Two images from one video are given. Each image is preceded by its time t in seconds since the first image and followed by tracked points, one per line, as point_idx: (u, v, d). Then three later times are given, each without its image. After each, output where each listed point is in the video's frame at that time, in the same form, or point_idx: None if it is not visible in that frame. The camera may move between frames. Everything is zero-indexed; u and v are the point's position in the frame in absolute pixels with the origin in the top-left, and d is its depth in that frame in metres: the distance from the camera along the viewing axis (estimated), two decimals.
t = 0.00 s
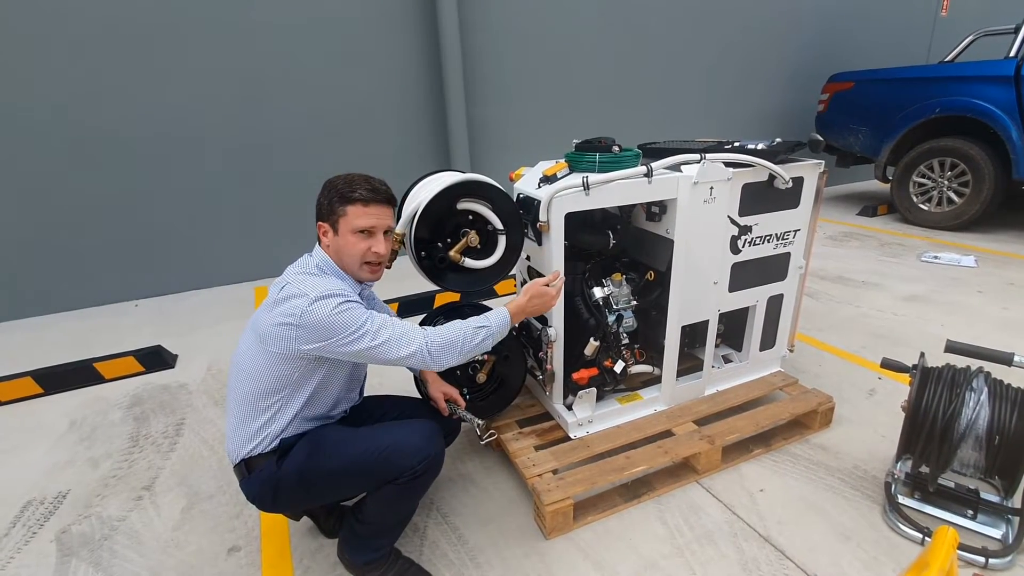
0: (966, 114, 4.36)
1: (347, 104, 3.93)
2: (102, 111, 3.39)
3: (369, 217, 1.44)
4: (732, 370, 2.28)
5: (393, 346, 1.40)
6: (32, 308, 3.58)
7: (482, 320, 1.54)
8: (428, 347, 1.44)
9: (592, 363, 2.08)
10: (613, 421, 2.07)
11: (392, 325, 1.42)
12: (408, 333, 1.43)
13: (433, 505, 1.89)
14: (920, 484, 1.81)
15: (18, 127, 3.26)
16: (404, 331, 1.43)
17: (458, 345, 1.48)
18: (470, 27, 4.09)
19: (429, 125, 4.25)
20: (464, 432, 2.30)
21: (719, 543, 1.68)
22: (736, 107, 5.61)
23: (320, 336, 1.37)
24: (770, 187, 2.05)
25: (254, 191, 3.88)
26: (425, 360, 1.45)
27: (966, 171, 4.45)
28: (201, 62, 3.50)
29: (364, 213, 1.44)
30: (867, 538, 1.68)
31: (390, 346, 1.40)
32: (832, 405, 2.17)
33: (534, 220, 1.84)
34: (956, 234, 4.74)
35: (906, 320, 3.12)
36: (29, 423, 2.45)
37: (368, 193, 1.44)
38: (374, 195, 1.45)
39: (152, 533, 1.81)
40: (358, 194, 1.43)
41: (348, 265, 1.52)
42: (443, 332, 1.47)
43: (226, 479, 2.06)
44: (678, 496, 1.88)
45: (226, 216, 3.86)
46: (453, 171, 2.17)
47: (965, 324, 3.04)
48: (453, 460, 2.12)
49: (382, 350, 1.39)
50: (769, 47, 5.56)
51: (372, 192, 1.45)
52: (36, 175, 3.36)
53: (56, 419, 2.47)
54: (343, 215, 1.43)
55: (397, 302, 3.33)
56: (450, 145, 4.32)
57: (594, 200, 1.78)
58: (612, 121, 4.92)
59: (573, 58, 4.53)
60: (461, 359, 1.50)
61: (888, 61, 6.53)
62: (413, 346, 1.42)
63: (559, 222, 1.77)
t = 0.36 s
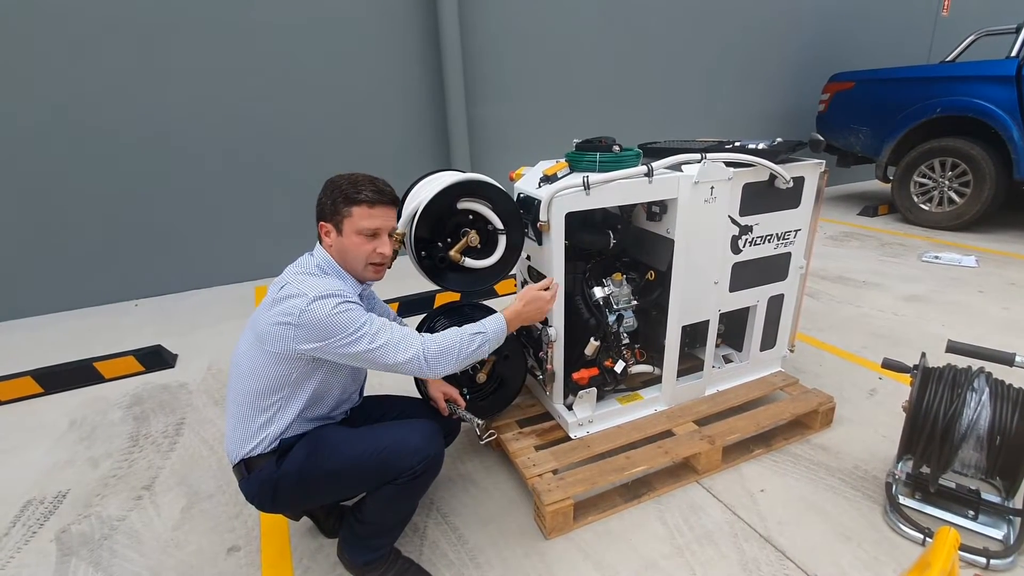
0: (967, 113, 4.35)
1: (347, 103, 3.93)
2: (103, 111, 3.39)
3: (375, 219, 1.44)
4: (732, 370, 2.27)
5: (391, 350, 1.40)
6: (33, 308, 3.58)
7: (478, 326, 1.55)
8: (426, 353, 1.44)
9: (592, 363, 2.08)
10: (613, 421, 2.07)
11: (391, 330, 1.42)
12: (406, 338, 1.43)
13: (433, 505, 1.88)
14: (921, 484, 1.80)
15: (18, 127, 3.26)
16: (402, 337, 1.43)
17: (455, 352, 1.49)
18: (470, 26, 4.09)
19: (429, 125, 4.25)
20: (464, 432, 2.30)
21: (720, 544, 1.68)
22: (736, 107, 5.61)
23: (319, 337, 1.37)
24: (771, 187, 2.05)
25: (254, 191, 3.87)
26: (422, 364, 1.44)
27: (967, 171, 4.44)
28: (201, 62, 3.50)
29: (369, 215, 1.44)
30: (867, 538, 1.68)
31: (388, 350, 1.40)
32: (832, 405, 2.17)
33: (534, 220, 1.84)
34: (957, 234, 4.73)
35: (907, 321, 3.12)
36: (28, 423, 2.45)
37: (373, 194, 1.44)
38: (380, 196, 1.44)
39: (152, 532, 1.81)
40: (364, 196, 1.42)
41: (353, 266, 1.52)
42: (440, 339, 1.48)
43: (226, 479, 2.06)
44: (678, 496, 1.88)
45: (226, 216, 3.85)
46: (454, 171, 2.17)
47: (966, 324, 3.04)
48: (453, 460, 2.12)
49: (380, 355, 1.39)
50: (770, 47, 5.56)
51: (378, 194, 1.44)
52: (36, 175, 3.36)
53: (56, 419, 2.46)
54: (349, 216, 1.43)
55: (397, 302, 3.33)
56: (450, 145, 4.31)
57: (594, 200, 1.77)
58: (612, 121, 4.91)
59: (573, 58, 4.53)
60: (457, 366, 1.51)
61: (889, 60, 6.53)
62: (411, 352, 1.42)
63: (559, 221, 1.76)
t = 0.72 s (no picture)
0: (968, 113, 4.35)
1: (348, 103, 3.93)
2: (103, 111, 3.39)
3: (379, 219, 1.45)
4: (733, 369, 2.27)
5: (336, 393, 1.33)
6: (34, 308, 3.58)
7: (409, 390, 1.49)
8: (369, 406, 1.36)
9: (592, 363, 2.08)
10: (613, 421, 2.07)
11: (346, 370, 1.36)
12: (354, 385, 1.36)
13: (434, 505, 1.88)
14: (922, 484, 1.80)
15: (19, 127, 3.26)
16: (353, 382, 1.36)
17: (391, 415, 1.40)
18: (471, 26, 4.08)
19: (429, 125, 4.25)
20: (465, 431, 2.30)
21: (721, 544, 1.68)
22: (737, 106, 5.60)
23: (291, 352, 1.34)
24: (771, 186, 2.04)
25: (255, 191, 3.88)
26: (357, 421, 1.34)
27: (968, 171, 4.44)
28: (201, 62, 3.50)
29: (374, 216, 1.44)
30: (868, 538, 1.68)
31: (334, 392, 1.33)
32: (833, 405, 2.16)
33: (534, 219, 1.84)
34: (958, 234, 4.73)
35: (908, 320, 3.12)
36: (29, 423, 2.45)
37: (376, 196, 1.44)
38: (382, 197, 1.45)
39: (153, 532, 1.81)
40: (367, 198, 1.42)
41: (356, 267, 1.52)
42: (383, 396, 1.40)
43: (226, 479, 2.05)
44: (679, 496, 1.88)
45: (226, 216, 3.85)
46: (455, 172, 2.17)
47: (966, 324, 3.04)
48: (454, 460, 2.12)
49: (326, 395, 1.32)
50: (770, 47, 5.55)
51: (381, 195, 1.45)
52: (37, 175, 3.37)
53: (57, 418, 2.46)
54: (353, 220, 1.42)
55: (397, 302, 3.32)
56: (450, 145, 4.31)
57: (595, 199, 1.77)
58: (612, 120, 4.91)
59: (574, 57, 4.53)
60: (389, 429, 1.41)
61: (890, 60, 6.52)
62: (352, 403, 1.34)
63: (560, 221, 1.76)
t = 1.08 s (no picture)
0: (968, 113, 4.35)
1: (347, 103, 3.93)
2: (103, 111, 3.39)
3: (396, 227, 1.51)
4: (733, 369, 2.27)
5: (330, 392, 1.35)
6: (35, 308, 3.59)
7: (404, 395, 1.53)
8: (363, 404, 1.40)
9: (593, 362, 2.09)
10: (613, 420, 2.07)
11: (340, 368, 1.38)
12: (348, 383, 1.38)
13: (435, 504, 1.89)
14: (922, 483, 1.80)
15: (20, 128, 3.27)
16: (347, 379, 1.39)
17: (384, 409, 1.45)
18: (471, 25, 4.08)
19: (430, 124, 4.25)
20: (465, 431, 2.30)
21: (721, 543, 1.68)
22: (737, 106, 5.60)
23: (282, 351, 1.34)
24: (771, 186, 2.04)
25: (255, 190, 3.88)
26: (352, 419, 1.39)
27: (968, 170, 4.44)
28: (201, 62, 3.50)
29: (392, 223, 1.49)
30: (869, 537, 1.68)
31: (328, 390, 1.35)
32: (833, 404, 2.16)
33: (535, 219, 1.84)
34: (958, 233, 4.73)
35: (908, 320, 3.12)
36: (30, 422, 2.45)
37: (395, 204, 1.49)
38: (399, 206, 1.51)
39: (154, 531, 1.81)
40: (391, 208, 1.47)
41: (365, 269, 1.55)
42: (376, 395, 1.44)
43: (227, 478, 2.06)
44: (680, 495, 1.88)
45: (226, 215, 3.86)
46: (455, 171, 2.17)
47: (966, 323, 3.04)
48: (455, 459, 2.12)
49: (320, 393, 1.35)
50: (771, 46, 5.55)
51: (398, 204, 1.51)
52: (38, 175, 3.37)
53: (59, 418, 2.47)
54: (376, 228, 1.46)
55: (398, 302, 3.32)
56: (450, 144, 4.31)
57: (596, 199, 1.78)
58: (613, 120, 4.91)
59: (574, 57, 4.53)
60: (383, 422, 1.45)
61: (890, 59, 6.52)
62: (346, 401, 1.37)
63: (561, 220, 1.76)
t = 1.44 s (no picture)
0: (969, 113, 4.35)
1: (348, 103, 3.94)
2: (104, 111, 3.39)
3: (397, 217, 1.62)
4: (734, 369, 2.27)
5: (342, 396, 1.36)
6: (36, 308, 3.59)
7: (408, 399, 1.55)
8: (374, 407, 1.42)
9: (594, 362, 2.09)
10: (614, 420, 2.07)
11: (351, 373, 1.39)
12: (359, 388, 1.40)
13: (436, 504, 1.89)
14: (922, 483, 1.81)
15: (21, 128, 3.27)
16: (358, 384, 1.40)
17: (392, 415, 1.47)
18: (471, 25, 4.09)
19: (430, 124, 4.25)
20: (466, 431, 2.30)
21: (722, 542, 1.68)
22: (737, 106, 5.60)
23: (296, 354, 1.33)
24: (772, 186, 2.05)
25: (256, 191, 3.88)
26: (360, 423, 1.41)
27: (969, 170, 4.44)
28: (202, 62, 3.51)
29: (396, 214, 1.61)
30: (869, 537, 1.69)
31: (340, 395, 1.36)
32: (834, 404, 2.17)
33: (536, 219, 1.84)
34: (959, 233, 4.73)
35: (908, 320, 3.12)
36: (31, 423, 2.46)
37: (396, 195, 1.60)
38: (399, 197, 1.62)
39: (156, 531, 1.82)
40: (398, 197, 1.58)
41: (372, 263, 1.60)
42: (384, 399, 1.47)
43: (229, 478, 2.06)
44: (681, 495, 1.88)
45: (227, 216, 3.86)
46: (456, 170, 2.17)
47: (966, 322, 3.04)
48: (456, 459, 2.12)
49: (333, 397, 1.36)
50: (771, 46, 5.55)
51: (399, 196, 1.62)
52: (39, 175, 3.38)
53: (61, 418, 2.47)
54: (390, 215, 1.55)
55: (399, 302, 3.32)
56: (451, 145, 4.32)
57: (597, 199, 1.78)
58: (613, 120, 4.92)
59: (574, 57, 4.53)
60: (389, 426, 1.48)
61: (891, 59, 6.51)
62: (357, 406, 1.39)
63: (562, 221, 1.77)
